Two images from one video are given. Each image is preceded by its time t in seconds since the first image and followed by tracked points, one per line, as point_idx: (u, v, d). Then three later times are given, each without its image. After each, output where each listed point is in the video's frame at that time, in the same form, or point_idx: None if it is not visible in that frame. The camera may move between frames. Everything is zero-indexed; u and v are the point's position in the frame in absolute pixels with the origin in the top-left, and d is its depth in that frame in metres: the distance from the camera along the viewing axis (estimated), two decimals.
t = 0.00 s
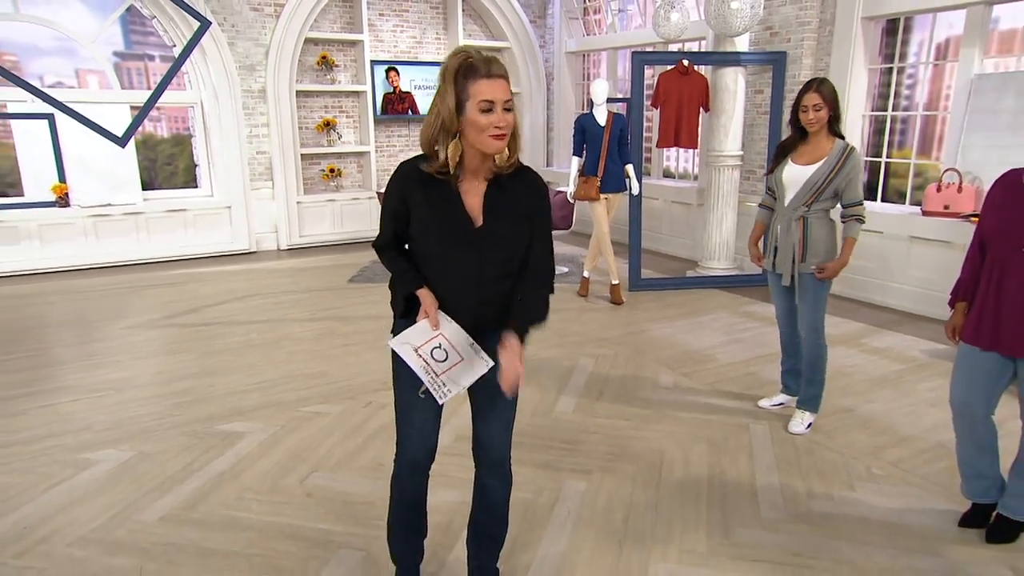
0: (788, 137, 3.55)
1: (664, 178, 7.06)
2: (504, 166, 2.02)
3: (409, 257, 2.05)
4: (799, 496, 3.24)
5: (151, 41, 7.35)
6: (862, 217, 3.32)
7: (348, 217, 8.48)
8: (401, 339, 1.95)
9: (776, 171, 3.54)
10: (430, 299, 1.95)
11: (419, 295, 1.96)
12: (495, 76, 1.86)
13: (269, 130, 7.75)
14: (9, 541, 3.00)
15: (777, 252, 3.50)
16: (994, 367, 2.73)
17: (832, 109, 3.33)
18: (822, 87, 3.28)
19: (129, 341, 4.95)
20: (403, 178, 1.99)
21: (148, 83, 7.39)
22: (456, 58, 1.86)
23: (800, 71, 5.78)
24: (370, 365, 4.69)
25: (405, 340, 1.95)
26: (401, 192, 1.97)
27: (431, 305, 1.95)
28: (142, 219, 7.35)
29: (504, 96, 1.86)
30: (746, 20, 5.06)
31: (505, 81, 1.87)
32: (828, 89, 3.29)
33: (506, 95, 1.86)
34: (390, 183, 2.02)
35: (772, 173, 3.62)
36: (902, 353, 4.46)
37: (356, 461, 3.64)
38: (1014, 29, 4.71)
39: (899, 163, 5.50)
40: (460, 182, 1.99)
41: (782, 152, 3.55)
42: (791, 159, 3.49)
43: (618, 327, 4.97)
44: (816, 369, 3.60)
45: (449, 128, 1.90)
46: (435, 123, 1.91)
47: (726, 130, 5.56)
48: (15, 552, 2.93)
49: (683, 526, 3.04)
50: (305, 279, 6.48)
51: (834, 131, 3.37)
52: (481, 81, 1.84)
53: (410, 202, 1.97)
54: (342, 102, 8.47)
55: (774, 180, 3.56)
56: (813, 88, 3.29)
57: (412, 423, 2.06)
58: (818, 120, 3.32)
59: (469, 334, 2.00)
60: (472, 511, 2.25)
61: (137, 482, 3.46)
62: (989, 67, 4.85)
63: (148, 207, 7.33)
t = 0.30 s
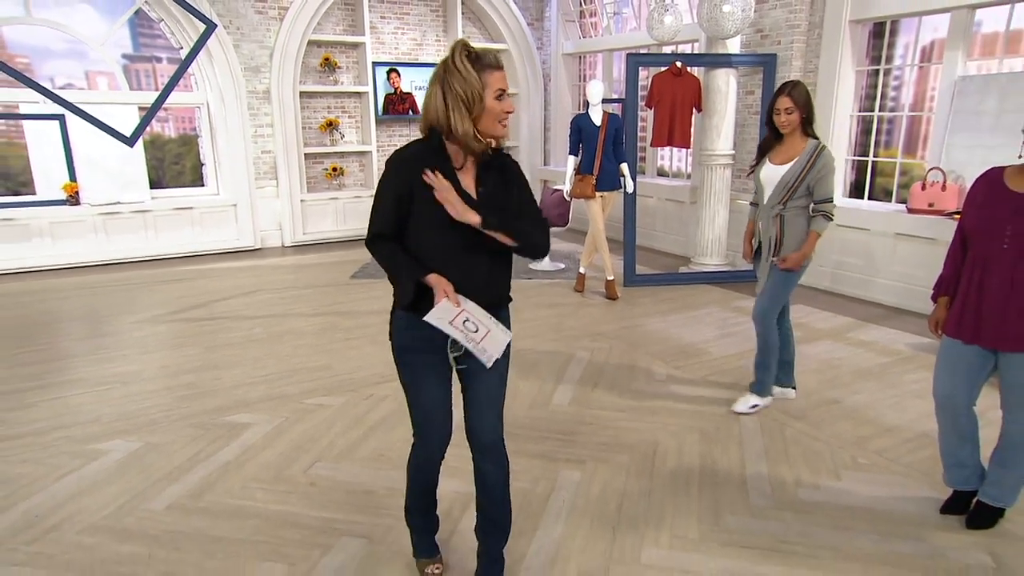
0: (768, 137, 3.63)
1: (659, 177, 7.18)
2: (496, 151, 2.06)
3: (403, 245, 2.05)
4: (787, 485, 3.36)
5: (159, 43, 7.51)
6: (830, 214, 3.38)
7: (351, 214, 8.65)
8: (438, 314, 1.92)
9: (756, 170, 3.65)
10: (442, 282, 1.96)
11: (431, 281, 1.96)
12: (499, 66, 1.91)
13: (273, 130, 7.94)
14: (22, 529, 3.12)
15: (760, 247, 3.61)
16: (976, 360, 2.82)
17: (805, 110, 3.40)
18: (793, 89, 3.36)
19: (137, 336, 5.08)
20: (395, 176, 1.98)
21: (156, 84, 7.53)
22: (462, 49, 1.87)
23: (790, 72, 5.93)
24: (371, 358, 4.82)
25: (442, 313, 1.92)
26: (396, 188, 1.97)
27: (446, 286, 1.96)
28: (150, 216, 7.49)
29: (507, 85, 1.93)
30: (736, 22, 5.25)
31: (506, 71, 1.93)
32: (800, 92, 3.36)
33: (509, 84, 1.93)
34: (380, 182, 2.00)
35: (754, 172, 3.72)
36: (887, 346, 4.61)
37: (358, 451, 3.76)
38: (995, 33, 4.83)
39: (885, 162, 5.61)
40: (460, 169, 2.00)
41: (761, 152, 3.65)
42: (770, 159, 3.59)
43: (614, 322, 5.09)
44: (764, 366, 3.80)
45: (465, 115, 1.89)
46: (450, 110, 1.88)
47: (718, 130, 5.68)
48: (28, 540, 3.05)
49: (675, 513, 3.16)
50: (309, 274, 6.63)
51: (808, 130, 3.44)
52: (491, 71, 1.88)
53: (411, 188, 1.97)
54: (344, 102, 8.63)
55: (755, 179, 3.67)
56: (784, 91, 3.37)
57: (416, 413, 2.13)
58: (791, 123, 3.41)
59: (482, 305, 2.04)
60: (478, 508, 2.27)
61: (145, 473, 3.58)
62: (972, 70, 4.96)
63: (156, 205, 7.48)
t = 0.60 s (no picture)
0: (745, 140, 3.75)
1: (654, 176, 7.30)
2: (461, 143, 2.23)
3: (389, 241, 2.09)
4: (777, 475, 3.47)
5: (166, 46, 7.62)
6: (799, 213, 3.42)
7: (353, 213, 8.82)
8: (453, 303, 2.00)
9: (734, 172, 3.75)
10: (443, 274, 2.03)
11: (432, 274, 2.03)
12: (469, 63, 2.09)
13: (278, 131, 8.08)
14: (36, 518, 3.23)
15: (738, 246, 3.72)
16: (963, 354, 2.89)
17: (781, 112, 3.51)
18: (770, 91, 3.47)
19: (144, 332, 5.19)
20: (385, 175, 2.03)
21: (163, 87, 7.64)
22: (441, 49, 2.01)
23: (781, 74, 6.05)
24: (372, 352, 4.95)
25: (458, 300, 2.01)
26: (391, 188, 2.01)
27: (446, 277, 2.04)
28: (158, 215, 7.63)
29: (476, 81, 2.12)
30: (730, 26, 5.43)
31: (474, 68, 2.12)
32: (777, 93, 3.47)
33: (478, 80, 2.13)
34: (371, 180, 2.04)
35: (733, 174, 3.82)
36: (875, 341, 4.74)
37: (361, 443, 3.88)
38: (980, 37, 4.95)
39: (874, 162, 5.72)
40: (441, 164, 2.13)
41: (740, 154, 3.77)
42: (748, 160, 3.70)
43: (610, 319, 5.22)
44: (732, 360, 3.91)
45: (448, 111, 2.04)
46: (433, 107, 2.02)
47: (712, 131, 5.82)
48: (42, 528, 3.16)
49: (669, 503, 3.27)
50: (313, 271, 6.77)
51: (784, 131, 3.53)
52: (467, 68, 2.06)
53: (405, 185, 2.03)
54: (347, 104, 8.78)
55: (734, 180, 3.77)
56: (760, 92, 3.48)
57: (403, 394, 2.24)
58: (768, 123, 3.50)
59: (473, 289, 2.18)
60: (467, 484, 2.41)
61: (154, 464, 3.70)
62: (958, 72, 5.10)
63: (164, 204, 7.63)
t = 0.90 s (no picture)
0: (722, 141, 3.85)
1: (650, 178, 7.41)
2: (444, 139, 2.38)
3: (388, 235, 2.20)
4: (770, 469, 3.56)
5: (175, 52, 7.74)
6: (771, 212, 3.52)
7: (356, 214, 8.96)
8: (464, 282, 2.12)
9: (710, 173, 3.85)
10: (447, 257, 2.14)
11: (437, 259, 2.14)
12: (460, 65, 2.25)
13: (283, 134, 8.21)
14: (48, 510, 3.32)
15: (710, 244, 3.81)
16: (949, 352, 2.92)
17: (758, 114, 3.59)
18: (747, 93, 3.54)
19: (152, 330, 5.31)
20: (384, 173, 2.13)
21: (172, 91, 7.77)
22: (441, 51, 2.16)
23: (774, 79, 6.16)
24: (374, 350, 5.06)
25: (467, 278, 2.14)
26: (391, 184, 2.12)
27: (450, 261, 2.15)
28: (166, 216, 7.76)
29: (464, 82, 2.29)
30: (725, 31, 5.70)
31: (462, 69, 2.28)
32: (752, 96, 3.55)
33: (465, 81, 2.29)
34: (369, 179, 2.13)
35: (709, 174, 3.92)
36: (864, 339, 4.88)
37: (363, 438, 3.98)
38: (966, 43, 5.07)
39: (863, 164, 5.86)
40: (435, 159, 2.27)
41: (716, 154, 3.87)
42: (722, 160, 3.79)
43: (607, 318, 5.33)
44: (721, 357, 4.00)
45: (448, 108, 2.20)
46: (435, 104, 2.17)
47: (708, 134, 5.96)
48: (53, 519, 3.25)
49: (664, 496, 3.35)
50: (317, 271, 6.90)
51: (759, 133, 3.62)
52: (460, 70, 2.22)
53: (403, 181, 2.14)
54: (350, 107, 8.93)
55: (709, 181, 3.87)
56: (739, 94, 3.55)
57: (403, 384, 2.35)
58: (745, 124, 3.58)
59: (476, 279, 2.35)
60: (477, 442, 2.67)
61: (162, 458, 3.79)
62: (944, 77, 5.22)
63: (172, 205, 7.75)
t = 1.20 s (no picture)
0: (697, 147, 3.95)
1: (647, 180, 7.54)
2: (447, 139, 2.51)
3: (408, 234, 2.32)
4: (763, 463, 3.66)
5: (185, 58, 7.90)
6: (757, 215, 3.69)
7: (361, 215, 9.11)
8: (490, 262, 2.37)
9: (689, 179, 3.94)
10: (471, 245, 2.35)
11: (461, 248, 2.34)
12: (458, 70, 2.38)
13: (289, 137, 8.35)
14: (61, 502, 3.43)
15: (692, 248, 3.86)
16: (935, 349, 2.99)
17: (737, 119, 3.72)
18: (727, 99, 3.66)
19: (162, 329, 5.45)
20: (400, 176, 2.24)
21: (182, 96, 7.92)
22: (438, 58, 2.30)
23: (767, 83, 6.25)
24: (377, 348, 5.19)
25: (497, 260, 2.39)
26: (408, 187, 2.24)
27: (474, 248, 2.35)
28: (176, 218, 7.91)
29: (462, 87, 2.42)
30: (717, 38, 5.82)
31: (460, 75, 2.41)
32: (732, 102, 3.68)
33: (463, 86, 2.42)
34: (385, 183, 2.24)
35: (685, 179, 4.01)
36: (855, 337, 5.01)
37: (367, 433, 4.10)
38: (953, 49, 5.19)
39: (854, 167, 5.99)
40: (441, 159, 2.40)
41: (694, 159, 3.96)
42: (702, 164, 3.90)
43: (605, 318, 5.44)
44: (715, 355, 4.09)
45: (447, 112, 2.34)
46: (436, 108, 2.30)
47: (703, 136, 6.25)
48: (65, 511, 3.35)
49: (660, 490, 3.44)
50: (322, 271, 7.02)
51: (738, 138, 3.76)
52: (457, 75, 2.36)
53: (419, 183, 2.25)
54: (355, 112, 9.07)
55: (686, 186, 3.96)
56: (720, 100, 3.66)
57: (417, 373, 2.45)
58: (726, 129, 3.70)
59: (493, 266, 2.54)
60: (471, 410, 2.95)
61: (172, 452, 3.90)
62: (932, 82, 5.34)
63: (182, 207, 7.89)
